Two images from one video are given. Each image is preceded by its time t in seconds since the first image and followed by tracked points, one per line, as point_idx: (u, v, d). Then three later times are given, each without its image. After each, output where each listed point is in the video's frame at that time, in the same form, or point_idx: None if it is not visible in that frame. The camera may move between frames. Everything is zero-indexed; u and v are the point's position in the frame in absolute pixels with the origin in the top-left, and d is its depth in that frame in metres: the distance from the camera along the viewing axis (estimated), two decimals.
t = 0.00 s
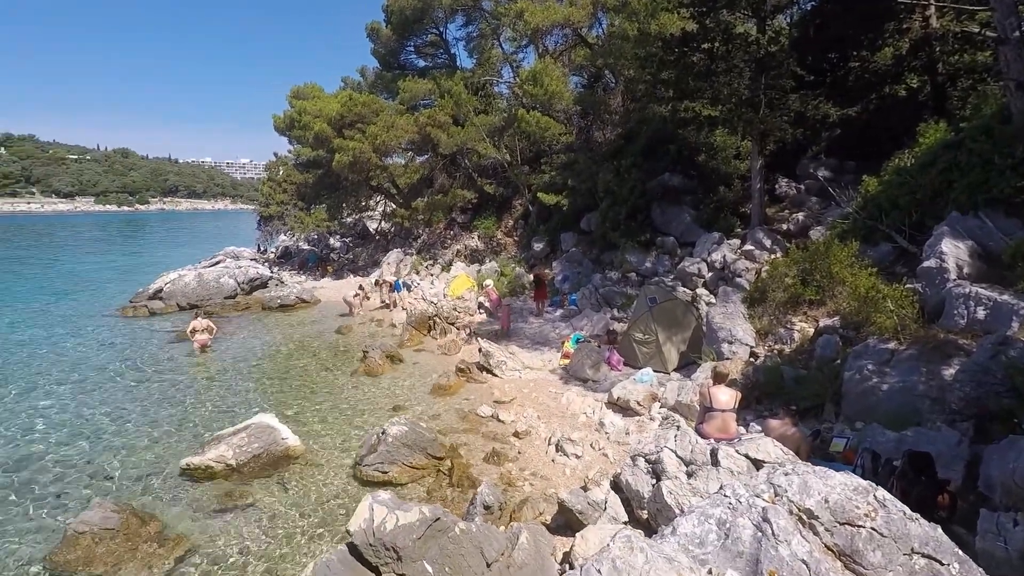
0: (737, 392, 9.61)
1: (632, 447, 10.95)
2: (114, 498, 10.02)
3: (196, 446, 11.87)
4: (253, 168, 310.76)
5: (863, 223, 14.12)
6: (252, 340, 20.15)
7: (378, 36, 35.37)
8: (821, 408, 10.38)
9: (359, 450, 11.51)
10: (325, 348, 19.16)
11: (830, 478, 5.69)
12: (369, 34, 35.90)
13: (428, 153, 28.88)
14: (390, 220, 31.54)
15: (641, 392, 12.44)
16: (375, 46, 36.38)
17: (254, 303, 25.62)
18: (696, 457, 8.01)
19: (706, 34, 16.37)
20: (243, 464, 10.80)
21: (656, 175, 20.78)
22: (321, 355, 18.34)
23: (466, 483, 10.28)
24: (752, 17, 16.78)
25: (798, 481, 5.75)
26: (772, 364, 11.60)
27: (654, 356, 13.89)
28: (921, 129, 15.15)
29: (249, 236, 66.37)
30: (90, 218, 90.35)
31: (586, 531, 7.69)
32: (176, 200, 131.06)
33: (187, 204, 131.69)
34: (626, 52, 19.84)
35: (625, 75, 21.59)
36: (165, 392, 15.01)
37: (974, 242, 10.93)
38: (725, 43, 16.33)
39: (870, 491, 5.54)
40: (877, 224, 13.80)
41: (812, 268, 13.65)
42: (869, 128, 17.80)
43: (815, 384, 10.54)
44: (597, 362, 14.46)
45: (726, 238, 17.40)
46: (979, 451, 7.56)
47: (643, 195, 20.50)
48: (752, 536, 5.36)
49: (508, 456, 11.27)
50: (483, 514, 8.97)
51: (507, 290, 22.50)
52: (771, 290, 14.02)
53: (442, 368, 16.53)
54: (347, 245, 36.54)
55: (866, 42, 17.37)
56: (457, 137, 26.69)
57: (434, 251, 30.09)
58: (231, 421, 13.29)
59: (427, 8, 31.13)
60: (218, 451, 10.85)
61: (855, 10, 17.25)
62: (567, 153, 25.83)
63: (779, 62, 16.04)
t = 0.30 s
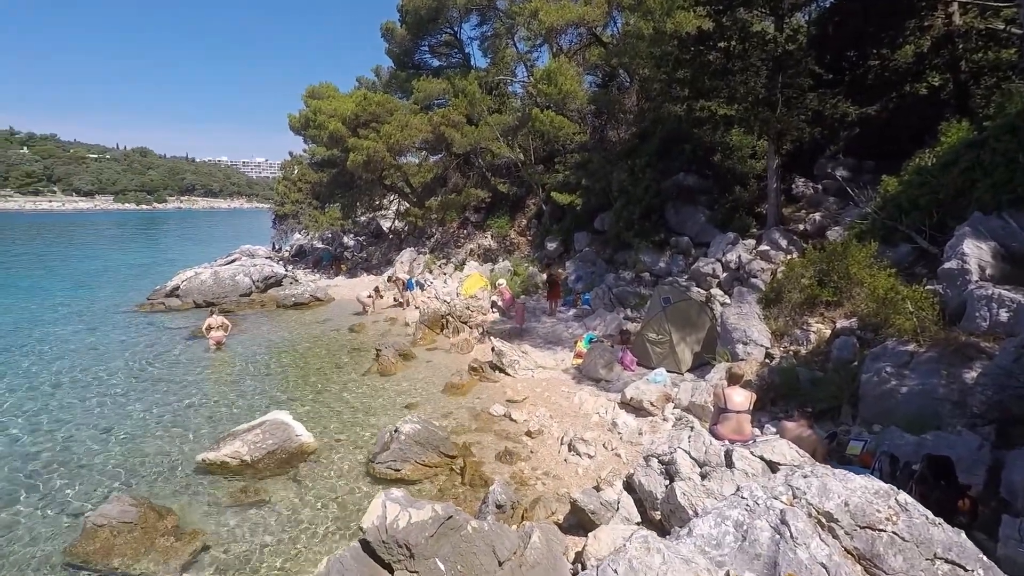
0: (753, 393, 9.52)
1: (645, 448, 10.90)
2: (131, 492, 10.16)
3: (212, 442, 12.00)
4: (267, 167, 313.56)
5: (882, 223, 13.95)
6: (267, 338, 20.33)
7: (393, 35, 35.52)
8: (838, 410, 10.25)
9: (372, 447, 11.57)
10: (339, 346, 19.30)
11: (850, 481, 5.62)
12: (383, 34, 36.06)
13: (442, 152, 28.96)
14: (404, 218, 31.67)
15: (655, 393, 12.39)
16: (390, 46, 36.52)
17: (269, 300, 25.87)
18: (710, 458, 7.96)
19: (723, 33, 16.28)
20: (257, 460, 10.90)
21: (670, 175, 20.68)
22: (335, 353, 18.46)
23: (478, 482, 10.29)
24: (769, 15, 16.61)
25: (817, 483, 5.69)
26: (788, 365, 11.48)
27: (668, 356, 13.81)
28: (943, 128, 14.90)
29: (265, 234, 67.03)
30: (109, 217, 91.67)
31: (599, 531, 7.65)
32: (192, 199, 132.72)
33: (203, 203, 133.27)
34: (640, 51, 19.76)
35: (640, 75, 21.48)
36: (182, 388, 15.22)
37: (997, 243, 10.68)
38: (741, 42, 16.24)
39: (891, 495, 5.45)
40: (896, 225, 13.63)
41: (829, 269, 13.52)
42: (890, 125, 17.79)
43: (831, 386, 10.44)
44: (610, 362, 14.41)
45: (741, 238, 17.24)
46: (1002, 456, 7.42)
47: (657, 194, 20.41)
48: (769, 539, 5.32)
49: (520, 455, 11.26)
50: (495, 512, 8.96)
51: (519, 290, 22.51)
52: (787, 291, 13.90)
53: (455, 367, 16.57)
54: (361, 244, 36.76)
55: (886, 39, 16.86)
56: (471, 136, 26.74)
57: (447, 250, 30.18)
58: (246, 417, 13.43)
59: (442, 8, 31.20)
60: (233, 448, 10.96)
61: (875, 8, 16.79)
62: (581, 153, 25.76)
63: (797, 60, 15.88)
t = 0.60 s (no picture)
0: (764, 389, 9.45)
1: (656, 444, 10.87)
2: (147, 489, 10.29)
3: (225, 439, 12.11)
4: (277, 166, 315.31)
5: (896, 217, 13.80)
6: (278, 336, 20.46)
7: (401, 33, 35.53)
8: (851, 406, 10.16)
9: (383, 445, 11.61)
10: (349, 343, 19.37)
11: (866, 478, 5.57)
12: (391, 32, 36.08)
13: (450, 149, 28.97)
14: (413, 216, 31.75)
15: (665, 389, 12.33)
16: (397, 44, 36.53)
17: (280, 299, 26.03)
18: (721, 454, 7.92)
19: (732, 26, 16.14)
20: (269, 457, 11.00)
21: (680, 170, 20.59)
22: (346, 351, 18.55)
23: (489, 478, 10.31)
24: (780, 7, 16.42)
25: (832, 479, 5.63)
26: (800, 361, 11.39)
27: (678, 353, 13.75)
28: (959, 120, 14.64)
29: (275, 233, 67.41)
30: (122, 217, 92.56)
31: (609, 527, 7.64)
32: (203, 198, 133.76)
33: (214, 202, 134.27)
34: (649, 46, 19.69)
35: (649, 69, 21.36)
36: (194, 387, 15.35)
37: (1014, 236, 10.50)
38: (751, 35, 16.04)
39: (908, 491, 5.40)
40: (910, 219, 13.50)
41: (842, 264, 13.45)
42: (905, 117, 17.47)
43: (844, 381, 10.35)
44: (620, 358, 14.37)
45: (752, 233, 17.09)
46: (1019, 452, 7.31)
47: (666, 190, 20.32)
48: (784, 535, 5.28)
49: (531, 452, 11.27)
50: (506, 509, 8.98)
51: (528, 287, 22.50)
52: (799, 286, 13.78)
53: (465, 364, 16.60)
54: (370, 242, 36.90)
55: (899, 31, 16.81)
56: (479, 133, 26.74)
57: (456, 247, 30.24)
58: (258, 415, 13.53)
59: (449, 5, 31.16)
60: (246, 445, 11.06)
61: None
62: (589, 149, 25.67)
63: (808, 53, 15.71)
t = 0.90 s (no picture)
0: (775, 387, 9.37)
1: (665, 442, 10.83)
2: (159, 484, 10.38)
3: (235, 435, 12.18)
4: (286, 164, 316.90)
5: (909, 213, 13.69)
6: (288, 333, 20.57)
7: (409, 30, 35.50)
8: (863, 404, 10.08)
9: (393, 441, 11.65)
10: (358, 340, 19.44)
11: (880, 476, 5.53)
12: (400, 29, 36.07)
13: (459, 147, 28.97)
14: (422, 214, 31.80)
15: (675, 386, 12.29)
16: (406, 41, 36.51)
17: (290, 296, 26.16)
18: (731, 452, 7.90)
19: (743, 21, 16.13)
20: (280, 453, 11.07)
21: (690, 167, 20.60)
22: (355, 348, 18.62)
23: (498, 475, 10.32)
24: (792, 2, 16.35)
25: (846, 478, 5.60)
26: (811, 358, 11.31)
27: (688, 350, 13.69)
28: (975, 114, 14.37)
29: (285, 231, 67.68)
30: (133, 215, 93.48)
31: (619, 524, 7.62)
32: (214, 196, 134.72)
33: (224, 200, 135.15)
34: (659, 41, 19.97)
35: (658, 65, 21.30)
36: (205, 383, 15.48)
37: None
38: (763, 30, 16.02)
39: (923, 490, 5.35)
40: (923, 215, 13.38)
41: (853, 260, 13.33)
42: (918, 110, 17.36)
43: (856, 379, 10.26)
44: (629, 356, 14.33)
45: (762, 230, 16.96)
46: None
47: (676, 186, 20.27)
48: (797, 533, 5.25)
49: (540, 449, 11.26)
50: (515, 505, 8.98)
51: (537, 284, 22.48)
52: (810, 283, 13.69)
53: (474, 361, 16.62)
54: (379, 239, 37.00)
55: (915, 24, 16.66)
56: (488, 131, 26.46)
57: (465, 244, 30.27)
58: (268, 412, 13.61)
59: (458, 2, 31.11)
60: (257, 441, 11.13)
61: None
62: (599, 145, 25.58)
63: (820, 47, 15.66)
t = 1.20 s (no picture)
0: (787, 386, 9.30)
1: (677, 441, 10.78)
2: (173, 483, 10.50)
3: (248, 436, 12.27)
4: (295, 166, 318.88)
5: (923, 210, 13.55)
6: (299, 334, 20.69)
7: (417, 31, 35.56)
8: (877, 403, 9.97)
9: (403, 441, 11.69)
10: (369, 340, 19.52)
11: (897, 476, 5.48)
12: (408, 30, 36.14)
13: (468, 147, 29.01)
14: (431, 214, 31.88)
15: (686, 385, 12.24)
16: (414, 41, 36.58)
17: (300, 297, 26.31)
18: (744, 451, 7.86)
19: (753, 17, 15.97)
20: (292, 453, 11.14)
21: (699, 164, 20.49)
22: (366, 348, 18.71)
23: (509, 474, 10.33)
24: None
25: (861, 477, 5.57)
26: (824, 357, 11.20)
27: (699, 349, 13.61)
28: (991, 108, 14.14)
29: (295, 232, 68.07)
30: (145, 217, 94.32)
31: (630, 524, 7.59)
32: (224, 197, 135.78)
33: (235, 202, 136.14)
34: (668, 39, 20.09)
35: (667, 63, 21.30)
36: (218, 383, 15.62)
37: None
38: (773, 25, 15.84)
39: (942, 490, 5.29)
40: (938, 211, 13.24)
41: (867, 258, 13.20)
42: (931, 105, 17.11)
43: (870, 377, 10.15)
44: (640, 355, 14.28)
45: (774, 228, 16.83)
46: None
47: (686, 184, 20.12)
48: (812, 534, 5.21)
49: (550, 448, 11.25)
50: (526, 505, 8.98)
51: (546, 283, 22.47)
52: (823, 281, 13.58)
53: (483, 361, 16.63)
54: (389, 239, 37.12)
55: (928, 18, 16.53)
56: (497, 130, 26.40)
57: (474, 244, 30.32)
58: (280, 412, 13.72)
59: (466, 2, 31.15)
60: (269, 441, 11.21)
61: None
62: (607, 143, 25.52)
63: (831, 43, 15.51)
